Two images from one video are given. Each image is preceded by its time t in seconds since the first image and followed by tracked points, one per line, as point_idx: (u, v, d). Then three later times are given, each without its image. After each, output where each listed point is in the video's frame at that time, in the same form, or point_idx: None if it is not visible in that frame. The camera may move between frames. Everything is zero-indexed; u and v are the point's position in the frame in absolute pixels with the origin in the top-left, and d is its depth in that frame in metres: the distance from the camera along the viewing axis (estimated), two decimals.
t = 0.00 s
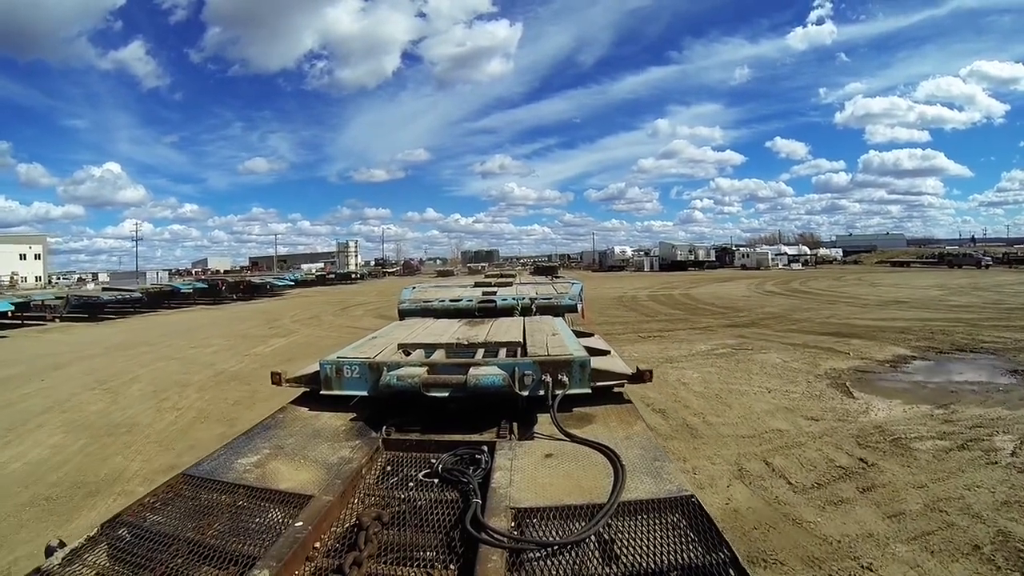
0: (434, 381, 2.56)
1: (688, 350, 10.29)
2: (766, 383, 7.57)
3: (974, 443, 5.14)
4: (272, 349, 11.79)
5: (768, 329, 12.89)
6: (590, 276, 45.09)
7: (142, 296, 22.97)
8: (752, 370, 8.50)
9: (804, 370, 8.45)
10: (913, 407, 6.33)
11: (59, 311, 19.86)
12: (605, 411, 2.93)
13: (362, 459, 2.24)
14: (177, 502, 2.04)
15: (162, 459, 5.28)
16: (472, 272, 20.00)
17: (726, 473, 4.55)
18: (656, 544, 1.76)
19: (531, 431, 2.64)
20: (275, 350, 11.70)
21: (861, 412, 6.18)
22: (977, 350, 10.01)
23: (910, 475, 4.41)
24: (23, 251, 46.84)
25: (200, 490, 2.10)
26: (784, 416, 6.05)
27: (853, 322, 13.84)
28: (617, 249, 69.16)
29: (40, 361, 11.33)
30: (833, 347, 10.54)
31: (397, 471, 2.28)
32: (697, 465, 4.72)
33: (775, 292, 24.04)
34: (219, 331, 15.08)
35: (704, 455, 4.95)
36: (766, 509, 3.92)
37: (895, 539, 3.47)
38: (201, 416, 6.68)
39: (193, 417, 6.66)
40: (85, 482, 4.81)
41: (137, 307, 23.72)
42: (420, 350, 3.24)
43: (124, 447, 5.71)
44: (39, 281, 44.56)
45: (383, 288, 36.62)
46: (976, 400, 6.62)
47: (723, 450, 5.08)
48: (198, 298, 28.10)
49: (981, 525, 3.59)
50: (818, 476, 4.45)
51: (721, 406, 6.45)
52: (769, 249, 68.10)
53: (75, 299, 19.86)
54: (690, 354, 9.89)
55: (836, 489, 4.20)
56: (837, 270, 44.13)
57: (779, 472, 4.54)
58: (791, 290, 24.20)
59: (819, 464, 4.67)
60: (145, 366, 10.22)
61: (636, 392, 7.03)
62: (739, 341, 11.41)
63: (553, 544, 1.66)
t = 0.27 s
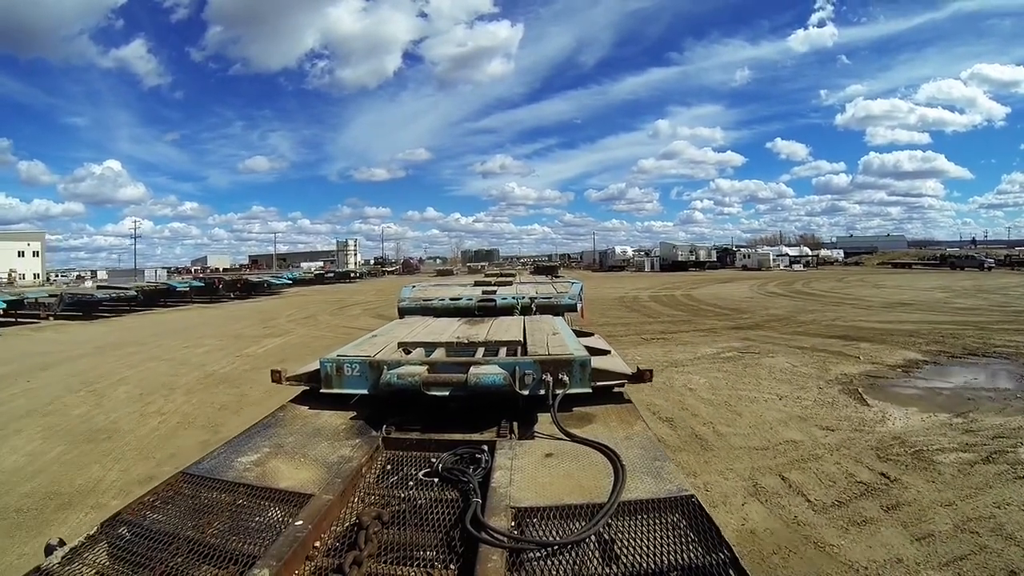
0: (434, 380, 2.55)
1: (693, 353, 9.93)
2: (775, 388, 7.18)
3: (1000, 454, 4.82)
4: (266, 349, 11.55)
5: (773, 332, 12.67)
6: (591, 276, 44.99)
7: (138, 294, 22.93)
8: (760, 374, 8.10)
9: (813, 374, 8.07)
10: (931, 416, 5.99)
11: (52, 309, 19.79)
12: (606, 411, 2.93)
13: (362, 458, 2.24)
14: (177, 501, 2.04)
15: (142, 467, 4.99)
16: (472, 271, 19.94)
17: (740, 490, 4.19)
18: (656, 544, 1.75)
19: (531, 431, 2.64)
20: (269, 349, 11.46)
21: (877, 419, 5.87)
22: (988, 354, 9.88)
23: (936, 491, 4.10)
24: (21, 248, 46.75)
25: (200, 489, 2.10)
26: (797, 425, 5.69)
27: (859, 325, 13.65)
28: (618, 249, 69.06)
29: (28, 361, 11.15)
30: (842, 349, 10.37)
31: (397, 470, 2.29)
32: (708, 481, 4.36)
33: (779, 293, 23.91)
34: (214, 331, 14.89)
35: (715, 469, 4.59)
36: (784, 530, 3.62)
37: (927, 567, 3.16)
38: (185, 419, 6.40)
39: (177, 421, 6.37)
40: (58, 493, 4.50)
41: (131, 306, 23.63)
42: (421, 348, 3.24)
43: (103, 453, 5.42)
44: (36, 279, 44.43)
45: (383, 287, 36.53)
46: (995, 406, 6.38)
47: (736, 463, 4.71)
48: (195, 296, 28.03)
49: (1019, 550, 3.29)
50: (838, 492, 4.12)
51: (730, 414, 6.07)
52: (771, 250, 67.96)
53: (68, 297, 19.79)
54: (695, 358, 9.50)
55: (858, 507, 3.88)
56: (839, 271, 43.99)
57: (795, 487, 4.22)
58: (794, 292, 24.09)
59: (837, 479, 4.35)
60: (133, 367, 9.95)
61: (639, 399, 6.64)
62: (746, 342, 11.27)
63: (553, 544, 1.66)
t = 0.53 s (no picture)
0: (434, 381, 2.55)
1: (699, 356, 9.58)
2: (785, 394, 6.84)
3: None
4: (260, 351, 11.34)
5: (778, 333, 12.47)
6: (592, 276, 44.87)
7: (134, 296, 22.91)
8: (768, 379, 7.73)
9: (824, 379, 7.72)
10: (949, 423, 5.70)
11: (48, 311, 19.87)
12: (605, 411, 2.93)
13: (362, 459, 2.24)
14: (178, 501, 2.04)
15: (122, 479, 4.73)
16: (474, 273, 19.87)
17: (755, 507, 3.87)
18: (656, 544, 1.75)
19: (531, 431, 2.64)
20: (265, 352, 11.25)
21: (893, 426, 5.58)
22: (999, 354, 9.73)
23: (964, 507, 3.80)
24: (20, 250, 46.68)
25: (200, 490, 2.10)
26: (811, 434, 5.36)
27: (867, 326, 13.47)
28: (620, 250, 68.94)
29: (21, 363, 11.03)
30: (850, 350, 10.20)
31: (397, 471, 2.29)
32: (720, 497, 4.02)
33: (784, 293, 23.77)
34: (209, 333, 14.77)
35: (727, 484, 4.25)
36: (803, 552, 3.31)
37: None
38: (171, 427, 6.13)
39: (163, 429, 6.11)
40: (33, 506, 4.26)
41: (128, 308, 23.64)
42: (420, 349, 3.24)
43: (85, 463, 5.18)
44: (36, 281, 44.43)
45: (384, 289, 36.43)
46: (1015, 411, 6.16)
47: (749, 477, 4.38)
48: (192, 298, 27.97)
49: None
50: (858, 508, 3.82)
51: (740, 422, 5.73)
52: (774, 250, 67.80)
53: (64, 299, 19.83)
54: (701, 361, 9.15)
55: (882, 526, 3.57)
56: (843, 271, 43.84)
57: (812, 503, 3.92)
58: (798, 293, 23.99)
59: (856, 494, 4.05)
60: (125, 370, 9.72)
61: (644, 406, 6.29)
62: (752, 343, 11.16)
63: (554, 544, 1.66)
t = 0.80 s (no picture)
0: (434, 380, 2.55)
1: (704, 363, 9.22)
2: (796, 403, 6.59)
3: None
4: (254, 353, 11.16)
5: (783, 337, 12.27)
6: (593, 278, 44.79)
7: (131, 295, 22.88)
8: (778, 387, 7.47)
9: (834, 387, 7.45)
10: (965, 433, 5.49)
11: (44, 310, 19.87)
12: (605, 412, 2.93)
13: (362, 458, 2.24)
14: (178, 500, 2.04)
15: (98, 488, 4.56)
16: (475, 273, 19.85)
17: (771, 527, 3.64)
18: (656, 544, 1.75)
19: (531, 431, 2.64)
20: (259, 353, 11.07)
21: (909, 437, 5.36)
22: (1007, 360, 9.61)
23: (993, 527, 3.58)
24: (19, 248, 46.62)
25: (200, 489, 2.10)
26: (825, 446, 5.14)
27: (874, 330, 13.28)
28: (621, 251, 68.86)
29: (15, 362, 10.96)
30: (860, 354, 10.03)
31: (397, 470, 2.29)
32: (734, 515, 3.80)
33: (787, 297, 23.70)
34: (204, 333, 14.65)
35: (741, 501, 4.03)
36: None
37: None
38: (155, 434, 5.94)
39: (147, 435, 5.95)
40: (6, 517, 4.07)
41: (125, 307, 23.58)
42: (421, 349, 3.24)
43: (66, 466, 5.11)
44: (35, 280, 44.41)
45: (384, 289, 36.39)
46: None
47: (763, 493, 4.16)
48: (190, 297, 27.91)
49: None
50: (880, 528, 3.60)
51: (751, 433, 5.48)
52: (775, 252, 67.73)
53: (59, 298, 19.76)
54: (707, 368, 8.79)
55: (907, 549, 3.35)
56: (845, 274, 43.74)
57: (832, 522, 3.69)
58: (801, 296, 23.92)
59: (877, 512, 3.82)
60: (114, 372, 9.54)
61: (650, 416, 6.04)
62: (757, 345, 11.08)
63: (554, 544, 1.66)
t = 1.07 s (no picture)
0: (434, 380, 2.55)
1: (710, 368, 8.80)
2: (809, 410, 6.26)
3: None
4: (247, 353, 10.94)
5: (790, 340, 12.05)
6: (594, 278, 44.70)
7: (126, 294, 22.88)
8: (789, 392, 7.13)
9: (847, 393, 7.12)
10: (988, 444, 5.21)
11: (37, 308, 19.89)
12: (605, 411, 2.93)
13: (362, 458, 2.24)
14: (178, 500, 2.04)
15: (72, 500, 4.25)
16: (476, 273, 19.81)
17: (792, 551, 3.34)
18: (656, 544, 1.75)
19: (531, 431, 2.64)
20: (252, 354, 10.84)
21: (930, 448, 5.08)
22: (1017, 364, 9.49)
23: None
24: (19, 245, 46.58)
25: (199, 489, 2.10)
26: (844, 459, 4.82)
27: (883, 333, 13.09)
28: (622, 252, 68.78)
29: (10, 361, 10.94)
30: (871, 358, 9.87)
31: (397, 470, 2.29)
32: (752, 539, 3.48)
33: (790, 298, 23.63)
34: (197, 333, 14.52)
35: (758, 522, 3.72)
36: None
37: None
38: (137, 441, 5.62)
39: (130, 441, 5.63)
40: None
41: (121, 306, 23.49)
42: (420, 348, 3.24)
43: (38, 464, 5.07)
44: (34, 278, 44.36)
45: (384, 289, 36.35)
46: None
47: (781, 512, 3.85)
48: (187, 296, 27.88)
49: None
50: (908, 551, 3.31)
51: (765, 444, 5.17)
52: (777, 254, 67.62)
53: (53, 297, 19.83)
54: (714, 372, 8.41)
55: None
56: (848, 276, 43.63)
57: (858, 546, 3.39)
58: (805, 298, 23.85)
59: (904, 533, 3.52)
60: (101, 372, 9.31)
61: (656, 425, 5.71)
62: (763, 347, 11.00)
63: (553, 543, 1.66)
